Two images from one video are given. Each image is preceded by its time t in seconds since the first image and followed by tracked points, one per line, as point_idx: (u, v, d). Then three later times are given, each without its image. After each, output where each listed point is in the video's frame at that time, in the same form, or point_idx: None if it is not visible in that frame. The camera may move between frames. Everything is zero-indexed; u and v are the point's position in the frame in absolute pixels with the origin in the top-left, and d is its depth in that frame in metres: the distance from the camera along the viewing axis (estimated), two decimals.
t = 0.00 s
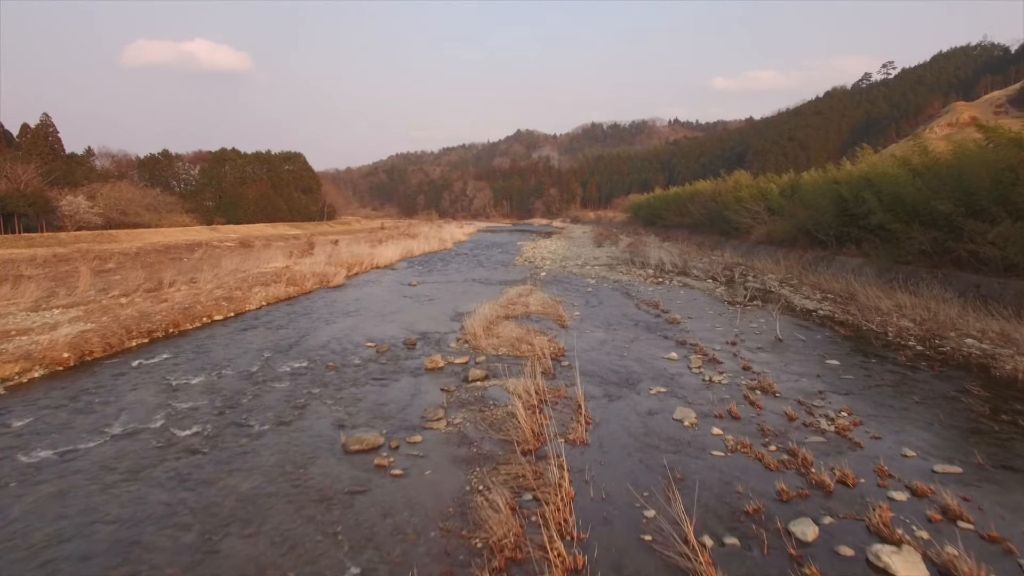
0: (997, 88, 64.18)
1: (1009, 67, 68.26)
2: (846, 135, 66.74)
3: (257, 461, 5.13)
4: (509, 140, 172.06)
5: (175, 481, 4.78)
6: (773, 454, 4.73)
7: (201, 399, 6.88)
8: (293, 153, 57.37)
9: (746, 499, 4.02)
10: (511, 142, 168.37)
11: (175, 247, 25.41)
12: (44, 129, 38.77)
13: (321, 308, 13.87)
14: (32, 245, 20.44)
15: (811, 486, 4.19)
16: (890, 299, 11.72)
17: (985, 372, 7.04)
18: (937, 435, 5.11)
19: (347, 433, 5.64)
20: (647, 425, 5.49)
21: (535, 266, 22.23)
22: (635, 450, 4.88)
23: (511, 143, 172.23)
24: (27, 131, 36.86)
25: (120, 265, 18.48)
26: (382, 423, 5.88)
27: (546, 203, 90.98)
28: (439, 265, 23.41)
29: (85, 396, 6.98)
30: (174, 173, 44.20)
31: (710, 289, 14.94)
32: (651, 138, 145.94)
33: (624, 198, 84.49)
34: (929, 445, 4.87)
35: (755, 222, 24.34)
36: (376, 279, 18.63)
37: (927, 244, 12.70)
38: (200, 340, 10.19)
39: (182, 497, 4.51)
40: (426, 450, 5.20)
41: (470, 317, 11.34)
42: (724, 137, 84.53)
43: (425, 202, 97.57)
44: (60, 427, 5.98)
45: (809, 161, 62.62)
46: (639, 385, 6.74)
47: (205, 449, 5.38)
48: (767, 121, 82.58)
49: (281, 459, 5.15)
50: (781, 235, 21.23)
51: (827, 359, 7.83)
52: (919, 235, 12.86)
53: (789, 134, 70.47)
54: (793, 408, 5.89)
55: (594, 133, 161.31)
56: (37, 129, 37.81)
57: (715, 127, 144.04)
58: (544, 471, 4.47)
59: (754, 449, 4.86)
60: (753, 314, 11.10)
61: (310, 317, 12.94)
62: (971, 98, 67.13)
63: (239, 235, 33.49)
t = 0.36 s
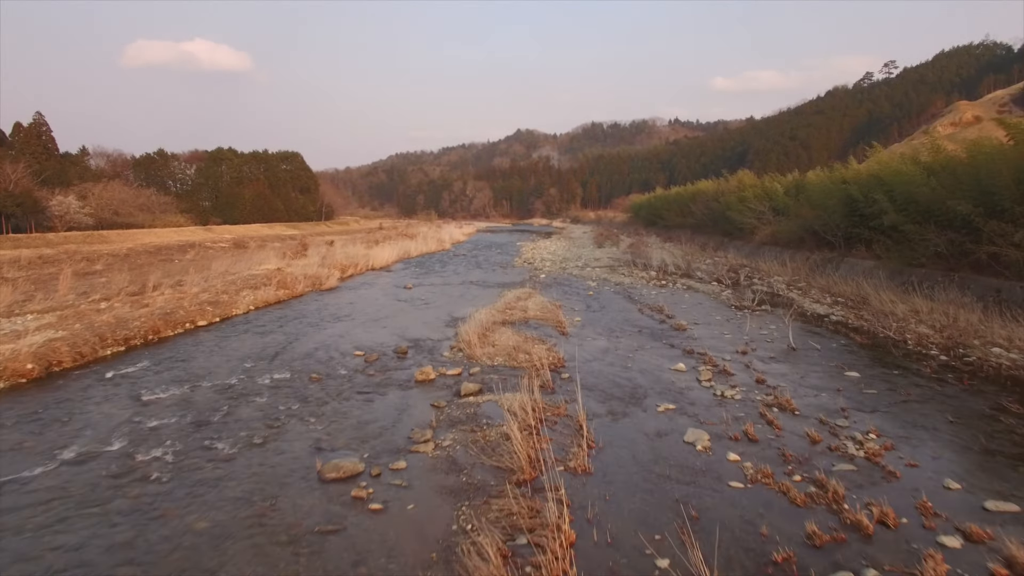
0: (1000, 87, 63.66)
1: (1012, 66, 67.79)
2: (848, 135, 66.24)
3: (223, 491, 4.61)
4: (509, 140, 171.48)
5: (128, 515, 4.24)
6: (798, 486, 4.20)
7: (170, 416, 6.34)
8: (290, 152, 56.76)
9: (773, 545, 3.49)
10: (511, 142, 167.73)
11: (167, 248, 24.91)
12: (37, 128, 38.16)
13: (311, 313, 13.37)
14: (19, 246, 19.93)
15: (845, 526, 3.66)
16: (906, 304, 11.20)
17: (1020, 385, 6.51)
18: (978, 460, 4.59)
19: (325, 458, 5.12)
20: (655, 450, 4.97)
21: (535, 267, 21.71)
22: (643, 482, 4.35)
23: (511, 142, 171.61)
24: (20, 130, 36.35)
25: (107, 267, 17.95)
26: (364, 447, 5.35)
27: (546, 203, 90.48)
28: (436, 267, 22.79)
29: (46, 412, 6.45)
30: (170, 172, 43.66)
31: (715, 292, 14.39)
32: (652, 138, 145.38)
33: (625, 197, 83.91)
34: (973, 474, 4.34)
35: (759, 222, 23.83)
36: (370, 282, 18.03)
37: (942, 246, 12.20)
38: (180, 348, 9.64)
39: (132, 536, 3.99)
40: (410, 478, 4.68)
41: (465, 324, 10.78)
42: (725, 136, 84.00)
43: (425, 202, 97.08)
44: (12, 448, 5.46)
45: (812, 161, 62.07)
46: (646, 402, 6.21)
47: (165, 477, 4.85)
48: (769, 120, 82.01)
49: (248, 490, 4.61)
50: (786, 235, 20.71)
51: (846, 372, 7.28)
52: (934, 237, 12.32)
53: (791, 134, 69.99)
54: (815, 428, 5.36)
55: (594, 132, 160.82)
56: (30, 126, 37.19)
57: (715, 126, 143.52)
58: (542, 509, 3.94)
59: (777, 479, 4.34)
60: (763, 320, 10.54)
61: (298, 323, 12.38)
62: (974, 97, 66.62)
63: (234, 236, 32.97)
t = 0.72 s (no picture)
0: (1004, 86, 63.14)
1: (1015, 66, 67.29)
2: (850, 135, 65.73)
3: (176, 530, 4.06)
4: (509, 140, 170.97)
5: (63, 561, 3.69)
6: (833, 529, 3.64)
7: (133, 434, 5.79)
8: (288, 152, 56.14)
9: None
10: (511, 142, 166.95)
11: (158, 250, 24.35)
12: (29, 126, 37.55)
13: (301, 318, 12.83)
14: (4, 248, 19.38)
15: None
16: (924, 308, 10.67)
17: None
18: None
19: (296, 489, 4.57)
20: (667, 481, 4.42)
21: (535, 269, 21.18)
22: (655, 524, 3.79)
23: (511, 142, 171.11)
24: (13, 129, 35.79)
25: (93, 269, 17.41)
26: (341, 477, 4.81)
27: (546, 203, 89.97)
28: (433, 269, 22.20)
29: None
30: (165, 171, 43.09)
31: (721, 296, 13.85)
32: (652, 137, 144.81)
33: (625, 197, 83.32)
34: None
35: (764, 223, 23.32)
36: (364, 285, 17.51)
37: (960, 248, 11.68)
38: (157, 357, 9.09)
39: None
40: (389, 515, 4.13)
41: (460, 330, 10.23)
42: (727, 136, 83.45)
43: (424, 202, 96.58)
44: None
45: (814, 161, 61.56)
46: (653, 422, 5.67)
47: (115, 511, 4.31)
48: (770, 120, 81.48)
49: (206, 528, 4.07)
50: (793, 236, 20.19)
51: (869, 385, 6.74)
52: (951, 239, 11.82)
53: (792, 133, 69.48)
54: (843, 453, 4.81)
55: (594, 132, 160.31)
56: (22, 125, 36.59)
57: (716, 126, 143.00)
58: (538, 559, 3.38)
59: (807, 519, 3.78)
60: (774, 327, 10.00)
61: (287, 329, 11.84)
62: (977, 97, 66.11)
63: (229, 237, 32.43)
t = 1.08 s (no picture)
0: (1006, 85, 62.64)
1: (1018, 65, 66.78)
2: (851, 134, 65.22)
3: None
4: (509, 139, 170.46)
5: None
6: None
7: (89, 456, 5.24)
8: (285, 151, 55.52)
9: None
10: (511, 142, 166.24)
11: (148, 251, 23.79)
12: (22, 125, 36.95)
13: (289, 325, 12.27)
14: None
15: None
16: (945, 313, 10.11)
17: None
18: None
19: (259, 530, 4.00)
20: (683, 523, 3.86)
21: (534, 271, 20.63)
22: None
23: (511, 142, 170.60)
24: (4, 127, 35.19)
25: (77, 271, 16.83)
26: (312, 514, 4.24)
27: (546, 203, 89.44)
28: (429, 271, 21.65)
29: None
30: (159, 170, 42.48)
31: (727, 300, 13.29)
32: (652, 137, 144.21)
33: (625, 198, 82.73)
34: None
35: (769, 223, 22.78)
36: (358, 288, 16.94)
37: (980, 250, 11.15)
38: (130, 367, 8.53)
39: None
40: (364, 564, 3.57)
41: (454, 339, 9.68)
42: (727, 135, 82.89)
43: (424, 202, 96.10)
44: None
45: (816, 161, 61.02)
46: (664, 447, 5.11)
47: (50, 558, 3.74)
48: (771, 119, 80.93)
49: None
50: (799, 237, 19.64)
51: (898, 401, 6.17)
52: (970, 240, 11.30)
53: (794, 133, 68.97)
54: (880, 485, 4.24)
55: (594, 132, 159.80)
56: (14, 124, 35.97)
57: (716, 126, 142.46)
58: None
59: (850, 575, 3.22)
60: (787, 334, 9.44)
61: (273, 337, 11.27)
62: (980, 96, 65.58)
63: (223, 237, 31.87)
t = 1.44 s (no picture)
0: (1009, 84, 62.14)
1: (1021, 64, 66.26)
2: (853, 134, 64.70)
3: None
4: (509, 139, 169.90)
5: None
6: None
7: (34, 486, 4.68)
8: (282, 150, 54.91)
9: None
10: (510, 142, 165.45)
11: (138, 251, 23.22)
12: (14, 123, 36.37)
13: (276, 331, 11.71)
14: None
15: None
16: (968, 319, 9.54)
17: None
18: None
19: None
20: None
21: (533, 273, 20.08)
22: None
23: (510, 141, 170.01)
24: None
25: (60, 273, 16.25)
26: (273, 562, 3.66)
27: (545, 203, 88.91)
28: (426, 273, 21.10)
29: None
30: (153, 170, 41.87)
31: (734, 305, 12.75)
32: (652, 136, 143.54)
33: (625, 197, 82.12)
34: None
35: (774, 224, 22.23)
36: (351, 291, 16.36)
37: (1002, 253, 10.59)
38: (100, 380, 7.97)
39: None
40: None
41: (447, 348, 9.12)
42: (729, 134, 82.37)
43: (423, 202, 95.60)
44: None
45: (818, 161, 60.42)
46: (678, 478, 4.54)
47: None
48: (773, 118, 80.32)
49: None
50: (806, 238, 19.09)
51: (933, 421, 5.60)
52: (992, 242, 10.74)
53: (795, 132, 68.47)
54: (932, 529, 3.66)
55: (594, 132, 159.28)
56: (5, 122, 35.37)
57: (716, 126, 141.98)
58: None
59: None
60: (801, 343, 8.88)
61: (258, 344, 10.70)
62: (982, 95, 65.07)
63: (217, 237, 31.30)
